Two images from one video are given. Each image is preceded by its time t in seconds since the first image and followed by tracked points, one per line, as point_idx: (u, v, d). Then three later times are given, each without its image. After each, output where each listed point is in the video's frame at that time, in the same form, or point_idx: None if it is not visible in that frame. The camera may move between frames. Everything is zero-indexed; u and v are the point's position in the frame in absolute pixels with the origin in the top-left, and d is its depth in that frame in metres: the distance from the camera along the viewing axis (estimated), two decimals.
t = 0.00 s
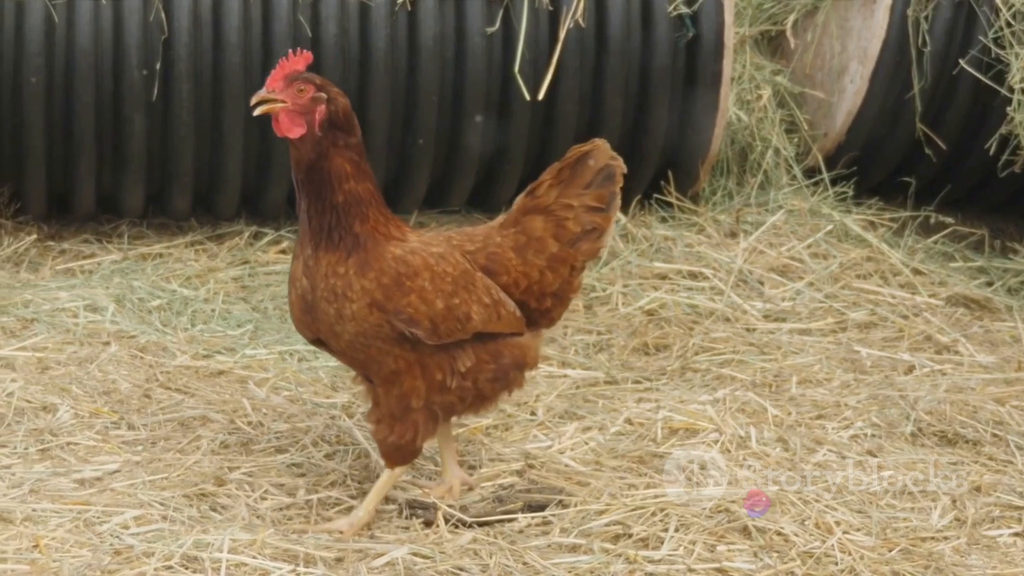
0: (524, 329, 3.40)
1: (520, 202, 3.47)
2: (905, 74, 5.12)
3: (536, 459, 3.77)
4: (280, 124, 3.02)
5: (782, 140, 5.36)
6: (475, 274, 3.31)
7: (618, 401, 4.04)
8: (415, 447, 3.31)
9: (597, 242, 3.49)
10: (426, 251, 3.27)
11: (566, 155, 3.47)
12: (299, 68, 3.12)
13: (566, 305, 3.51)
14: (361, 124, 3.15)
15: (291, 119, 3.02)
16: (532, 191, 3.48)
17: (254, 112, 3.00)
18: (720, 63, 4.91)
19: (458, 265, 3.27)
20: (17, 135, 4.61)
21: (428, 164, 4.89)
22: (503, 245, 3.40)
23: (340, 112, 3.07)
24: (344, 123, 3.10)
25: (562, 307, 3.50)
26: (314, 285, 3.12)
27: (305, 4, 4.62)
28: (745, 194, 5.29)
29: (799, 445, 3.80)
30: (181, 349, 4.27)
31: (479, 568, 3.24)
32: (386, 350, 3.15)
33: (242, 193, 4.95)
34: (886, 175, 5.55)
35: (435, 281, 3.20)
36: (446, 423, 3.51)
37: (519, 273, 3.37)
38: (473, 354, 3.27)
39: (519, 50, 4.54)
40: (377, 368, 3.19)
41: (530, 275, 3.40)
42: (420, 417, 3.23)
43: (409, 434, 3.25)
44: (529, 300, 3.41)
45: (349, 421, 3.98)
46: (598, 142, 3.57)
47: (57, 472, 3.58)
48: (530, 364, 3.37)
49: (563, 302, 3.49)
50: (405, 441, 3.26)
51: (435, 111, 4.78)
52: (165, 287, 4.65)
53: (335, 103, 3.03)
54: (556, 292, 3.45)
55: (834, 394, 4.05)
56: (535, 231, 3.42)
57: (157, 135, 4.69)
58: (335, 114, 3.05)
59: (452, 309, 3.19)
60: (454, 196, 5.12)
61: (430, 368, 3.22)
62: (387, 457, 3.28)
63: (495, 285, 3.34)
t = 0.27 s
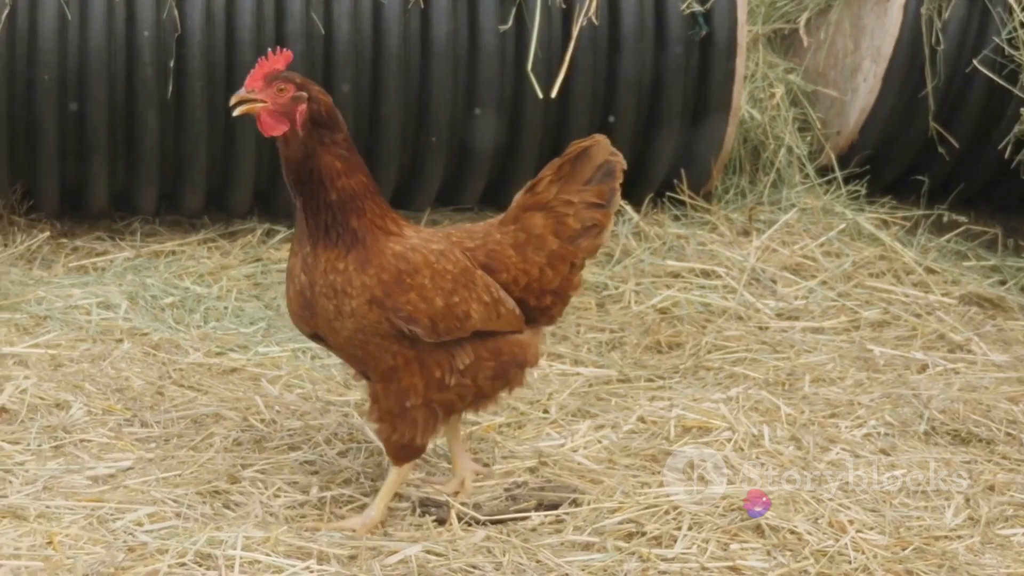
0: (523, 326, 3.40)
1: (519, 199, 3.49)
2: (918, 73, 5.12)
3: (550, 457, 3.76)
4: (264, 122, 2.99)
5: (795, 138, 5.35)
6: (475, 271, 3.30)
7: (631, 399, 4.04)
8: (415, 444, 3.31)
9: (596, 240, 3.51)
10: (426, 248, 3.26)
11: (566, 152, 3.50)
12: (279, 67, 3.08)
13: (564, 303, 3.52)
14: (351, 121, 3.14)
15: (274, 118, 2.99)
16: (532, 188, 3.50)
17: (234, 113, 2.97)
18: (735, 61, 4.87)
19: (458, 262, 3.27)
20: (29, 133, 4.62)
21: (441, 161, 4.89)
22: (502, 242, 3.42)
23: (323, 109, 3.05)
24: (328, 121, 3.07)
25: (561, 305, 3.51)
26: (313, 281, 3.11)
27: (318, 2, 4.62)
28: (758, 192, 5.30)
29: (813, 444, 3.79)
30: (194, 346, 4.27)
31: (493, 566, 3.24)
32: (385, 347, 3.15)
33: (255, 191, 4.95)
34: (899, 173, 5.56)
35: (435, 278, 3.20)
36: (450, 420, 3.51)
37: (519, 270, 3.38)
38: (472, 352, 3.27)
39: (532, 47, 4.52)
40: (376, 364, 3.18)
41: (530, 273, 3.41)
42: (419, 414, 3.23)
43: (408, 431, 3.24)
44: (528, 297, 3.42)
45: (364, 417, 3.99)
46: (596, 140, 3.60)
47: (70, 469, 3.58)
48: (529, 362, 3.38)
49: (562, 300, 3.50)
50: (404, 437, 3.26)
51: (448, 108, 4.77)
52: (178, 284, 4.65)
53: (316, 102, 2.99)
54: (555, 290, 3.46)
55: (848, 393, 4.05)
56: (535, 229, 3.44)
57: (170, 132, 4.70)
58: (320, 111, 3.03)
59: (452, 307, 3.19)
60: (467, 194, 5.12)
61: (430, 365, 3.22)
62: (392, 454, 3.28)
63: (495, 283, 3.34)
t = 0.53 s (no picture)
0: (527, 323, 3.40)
1: (523, 195, 3.49)
2: (931, 71, 5.13)
3: (562, 455, 3.76)
4: (257, 123, 2.98)
5: (807, 136, 5.35)
6: (478, 269, 3.31)
7: (643, 397, 4.03)
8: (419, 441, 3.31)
9: (600, 235, 3.51)
10: (429, 246, 3.27)
11: (569, 148, 3.50)
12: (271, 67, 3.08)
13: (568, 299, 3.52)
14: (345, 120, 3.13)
15: (268, 118, 2.98)
16: (535, 184, 3.50)
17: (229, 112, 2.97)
18: (747, 58, 4.86)
19: (461, 261, 3.27)
20: (42, 131, 4.62)
21: (453, 159, 4.89)
22: (505, 239, 3.41)
23: (316, 109, 3.04)
24: (324, 120, 3.07)
25: (565, 300, 3.51)
26: (315, 280, 3.11)
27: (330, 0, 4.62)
28: (770, 190, 5.28)
29: (825, 442, 3.79)
30: (206, 343, 4.27)
31: (505, 563, 3.24)
32: (388, 346, 3.15)
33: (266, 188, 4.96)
34: (912, 171, 5.57)
35: (438, 277, 3.20)
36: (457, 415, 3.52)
37: (522, 266, 3.38)
38: (476, 350, 3.27)
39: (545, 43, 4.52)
40: (379, 362, 3.19)
41: (533, 269, 3.41)
42: (423, 412, 3.23)
43: (412, 428, 3.25)
44: (531, 294, 3.42)
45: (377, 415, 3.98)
46: (600, 135, 3.59)
47: (83, 466, 3.58)
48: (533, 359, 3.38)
49: (565, 296, 3.50)
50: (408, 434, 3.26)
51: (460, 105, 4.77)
52: (190, 281, 4.65)
53: (311, 100, 2.99)
54: (559, 286, 3.46)
55: (860, 391, 4.04)
56: (538, 225, 3.44)
57: (182, 130, 4.71)
58: (312, 113, 3.02)
59: (456, 306, 3.19)
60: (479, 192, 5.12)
61: (434, 364, 3.22)
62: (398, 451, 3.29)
63: (498, 280, 3.34)
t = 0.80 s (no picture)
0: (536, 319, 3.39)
1: (530, 190, 3.47)
2: (948, 68, 5.14)
3: (578, 452, 3.75)
4: (270, 120, 3.00)
5: (822, 134, 5.35)
6: (486, 266, 3.30)
7: (659, 395, 4.03)
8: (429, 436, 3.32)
9: (609, 229, 3.49)
10: (437, 244, 3.26)
11: (577, 141, 3.47)
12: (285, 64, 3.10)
13: (578, 293, 3.51)
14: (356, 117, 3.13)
15: (280, 115, 2.99)
16: (542, 179, 3.48)
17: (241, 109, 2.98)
18: (763, 56, 4.86)
19: (469, 258, 3.26)
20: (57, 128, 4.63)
21: (468, 156, 4.90)
22: (513, 235, 3.40)
23: (329, 106, 3.06)
24: (333, 117, 3.07)
25: (574, 295, 3.49)
26: (322, 280, 3.12)
27: None
28: (786, 188, 5.27)
29: (841, 440, 3.78)
30: (222, 340, 4.28)
31: (522, 561, 3.23)
32: (396, 345, 3.16)
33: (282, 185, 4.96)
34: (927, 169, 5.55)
35: (446, 276, 3.19)
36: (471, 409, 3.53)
37: (530, 263, 3.37)
38: (485, 347, 3.27)
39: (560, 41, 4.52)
40: (388, 361, 3.20)
41: (541, 265, 3.40)
42: (433, 410, 3.24)
43: (422, 425, 3.25)
44: (540, 289, 3.42)
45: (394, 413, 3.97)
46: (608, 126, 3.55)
47: (99, 463, 3.58)
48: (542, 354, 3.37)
49: (575, 291, 3.49)
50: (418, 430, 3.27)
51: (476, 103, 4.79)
52: (205, 278, 4.65)
53: (322, 97, 3.00)
54: (567, 281, 3.45)
55: (876, 389, 4.04)
56: (546, 220, 3.42)
57: (198, 127, 4.71)
58: (325, 109, 3.04)
59: (464, 306, 3.19)
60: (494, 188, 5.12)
61: (443, 362, 3.22)
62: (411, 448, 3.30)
63: (506, 277, 3.33)
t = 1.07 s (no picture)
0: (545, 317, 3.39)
1: (539, 188, 3.45)
2: (964, 65, 5.15)
3: (593, 449, 3.75)
4: (285, 118, 3.00)
5: (837, 132, 5.36)
6: (496, 265, 3.29)
7: (674, 392, 4.02)
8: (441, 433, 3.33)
9: (618, 226, 3.48)
10: (447, 243, 3.24)
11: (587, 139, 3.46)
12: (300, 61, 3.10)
13: (587, 291, 3.50)
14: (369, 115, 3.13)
15: (296, 112, 3.00)
16: (551, 177, 3.46)
17: (258, 105, 2.98)
18: (778, 53, 4.86)
19: (479, 258, 3.25)
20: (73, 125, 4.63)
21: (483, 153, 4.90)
22: (522, 233, 3.39)
23: (344, 103, 3.05)
24: (348, 115, 3.07)
25: (583, 292, 3.49)
26: (332, 279, 3.11)
27: None
28: (801, 186, 5.27)
29: (857, 438, 3.77)
30: (237, 337, 4.28)
31: (537, 558, 3.23)
32: (405, 345, 3.15)
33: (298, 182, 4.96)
34: (942, 166, 5.55)
35: (456, 276, 3.18)
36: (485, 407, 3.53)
37: (540, 261, 3.36)
38: (495, 346, 3.26)
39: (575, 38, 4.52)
40: (397, 360, 3.19)
41: (551, 263, 3.39)
42: (444, 408, 3.23)
43: (433, 424, 3.26)
44: (549, 287, 3.41)
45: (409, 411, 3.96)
46: (616, 123, 3.54)
47: (115, 459, 3.58)
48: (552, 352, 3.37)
49: (584, 288, 3.48)
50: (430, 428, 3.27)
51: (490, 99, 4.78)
52: (221, 275, 4.65)
53: (339, 95, 3.00)
54: (577, 278, 3.44)
55: (892, 387, 4.03)
56: (556, 218, 3.41)
57: (213, 124, 4.71)
58: (339, 106, 3.03)
59: (474, 306, 3.18)
60: (509, 186, 5.13)
61: (453, 362, 3.22)
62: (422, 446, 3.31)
63: (516, 275, 3.32)
